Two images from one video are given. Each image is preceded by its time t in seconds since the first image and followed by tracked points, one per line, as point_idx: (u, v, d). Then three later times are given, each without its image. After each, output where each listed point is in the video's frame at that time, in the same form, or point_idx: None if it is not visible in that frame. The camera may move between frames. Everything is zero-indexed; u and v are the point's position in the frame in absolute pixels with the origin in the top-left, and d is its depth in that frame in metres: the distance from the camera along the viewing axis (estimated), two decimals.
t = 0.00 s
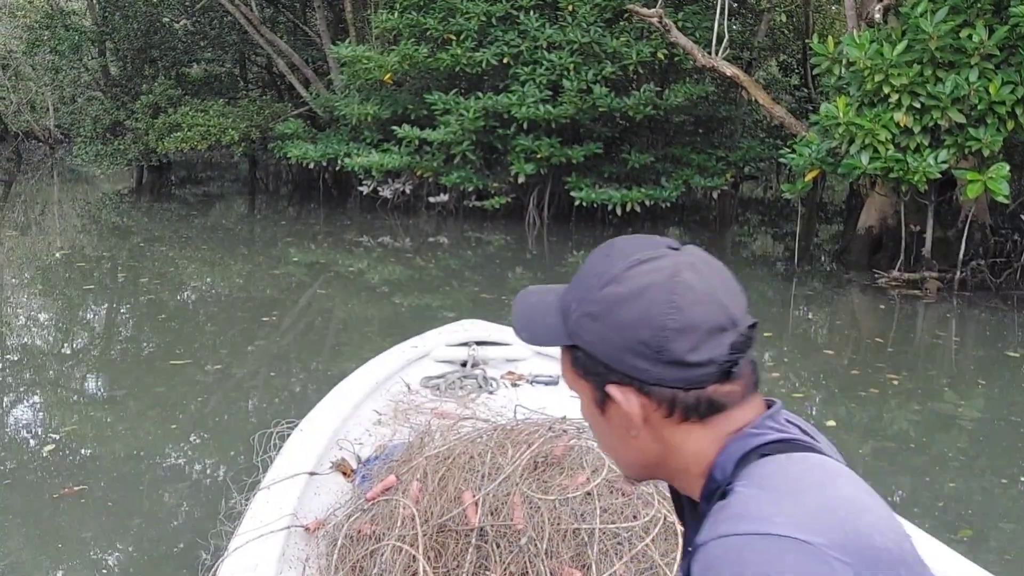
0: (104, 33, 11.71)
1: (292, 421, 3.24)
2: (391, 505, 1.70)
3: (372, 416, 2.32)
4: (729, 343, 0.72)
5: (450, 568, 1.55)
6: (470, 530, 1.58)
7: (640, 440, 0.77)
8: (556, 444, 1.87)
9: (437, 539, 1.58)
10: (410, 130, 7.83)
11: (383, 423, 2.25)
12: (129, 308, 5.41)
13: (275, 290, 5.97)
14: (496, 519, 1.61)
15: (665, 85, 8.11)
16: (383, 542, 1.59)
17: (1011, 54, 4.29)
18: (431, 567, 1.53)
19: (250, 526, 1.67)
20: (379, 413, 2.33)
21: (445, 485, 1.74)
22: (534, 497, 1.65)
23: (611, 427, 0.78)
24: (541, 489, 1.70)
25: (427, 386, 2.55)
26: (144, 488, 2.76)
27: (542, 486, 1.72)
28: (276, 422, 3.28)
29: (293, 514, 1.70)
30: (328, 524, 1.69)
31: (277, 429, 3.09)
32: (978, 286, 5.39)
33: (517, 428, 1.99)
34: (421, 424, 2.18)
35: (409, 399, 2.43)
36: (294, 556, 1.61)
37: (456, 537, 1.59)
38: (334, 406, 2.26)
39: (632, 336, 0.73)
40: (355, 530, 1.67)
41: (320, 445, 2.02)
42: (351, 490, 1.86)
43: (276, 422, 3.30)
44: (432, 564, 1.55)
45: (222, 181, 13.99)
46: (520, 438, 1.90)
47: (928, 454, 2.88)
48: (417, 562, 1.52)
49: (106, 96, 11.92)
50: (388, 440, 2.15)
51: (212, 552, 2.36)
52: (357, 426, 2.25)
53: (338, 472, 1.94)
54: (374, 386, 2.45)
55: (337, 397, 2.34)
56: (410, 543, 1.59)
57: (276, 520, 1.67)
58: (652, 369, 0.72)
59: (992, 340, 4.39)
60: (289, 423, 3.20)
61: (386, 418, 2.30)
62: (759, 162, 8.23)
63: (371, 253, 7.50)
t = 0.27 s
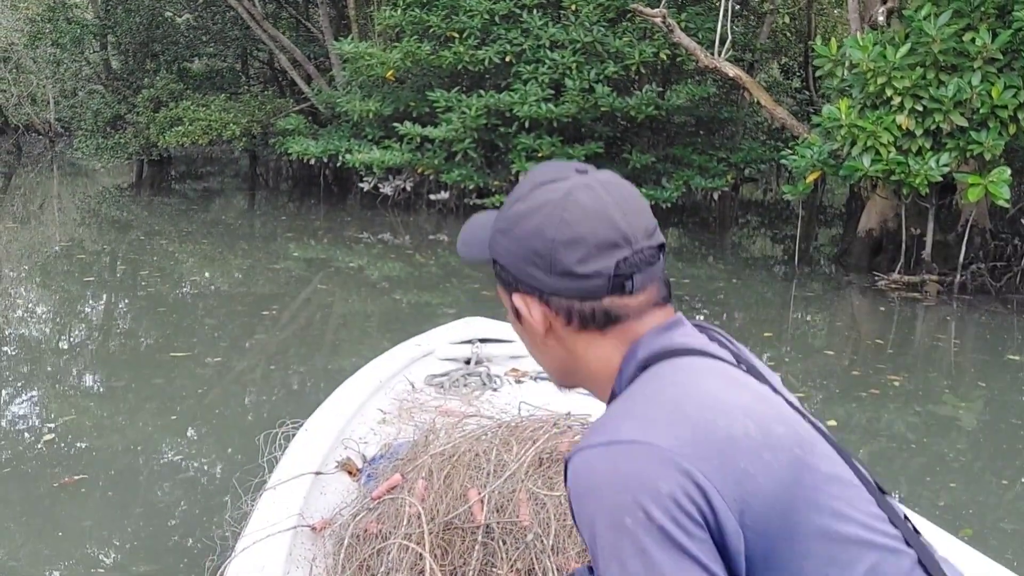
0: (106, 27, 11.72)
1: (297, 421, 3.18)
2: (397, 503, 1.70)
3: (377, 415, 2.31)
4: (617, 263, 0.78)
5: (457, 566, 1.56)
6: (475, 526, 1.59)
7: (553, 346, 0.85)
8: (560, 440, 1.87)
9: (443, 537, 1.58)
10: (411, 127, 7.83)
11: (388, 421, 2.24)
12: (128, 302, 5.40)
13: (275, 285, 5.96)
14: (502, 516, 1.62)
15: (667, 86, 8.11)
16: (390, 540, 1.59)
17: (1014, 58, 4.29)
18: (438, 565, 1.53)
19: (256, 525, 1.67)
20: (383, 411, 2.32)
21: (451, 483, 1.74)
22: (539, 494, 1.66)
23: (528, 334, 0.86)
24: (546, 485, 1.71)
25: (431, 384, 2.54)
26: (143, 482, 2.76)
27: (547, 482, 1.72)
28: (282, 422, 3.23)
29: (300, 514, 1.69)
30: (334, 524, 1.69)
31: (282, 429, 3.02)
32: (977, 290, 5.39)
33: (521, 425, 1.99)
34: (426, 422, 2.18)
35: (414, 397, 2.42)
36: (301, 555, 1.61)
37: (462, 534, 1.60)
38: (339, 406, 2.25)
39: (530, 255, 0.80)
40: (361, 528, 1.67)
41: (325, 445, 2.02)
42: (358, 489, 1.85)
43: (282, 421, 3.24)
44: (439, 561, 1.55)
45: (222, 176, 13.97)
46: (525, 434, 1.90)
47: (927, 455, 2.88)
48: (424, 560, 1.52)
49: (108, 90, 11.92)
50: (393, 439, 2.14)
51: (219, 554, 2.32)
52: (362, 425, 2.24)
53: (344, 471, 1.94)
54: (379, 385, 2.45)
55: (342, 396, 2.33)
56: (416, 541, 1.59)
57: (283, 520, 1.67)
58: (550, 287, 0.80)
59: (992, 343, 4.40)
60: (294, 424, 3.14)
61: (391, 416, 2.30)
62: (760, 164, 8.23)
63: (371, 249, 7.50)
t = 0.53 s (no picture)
0: (107, 22, 11.75)
1: (296, 421, 3.16)
2: (397, 503, 1.70)
3: (376, 414, 2.30)
4: (604, 57, 0.81)
5: (456, 565, 1.56)
6: (475, 526, 1.60)
7: (540, 150, 0.89)
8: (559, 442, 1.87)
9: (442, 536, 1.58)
10: (411, 126, 7.83)
11: (387, 421, 2.23)
12: (126, 298, 5.39)
13: (274, 283, 5.96)
14: (500, 515, 1.63)
15: (668, 86, 8.11)
16: (389, 540, 1.59)
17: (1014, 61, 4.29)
18: (437, 565, 1.53)
19: (256, 524, 1.66)
20: (383, 411, 2.31)
21: (450, 483, 1.75)
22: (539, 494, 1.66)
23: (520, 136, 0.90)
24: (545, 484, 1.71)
25: (431, 383, 2.53)
26: (141, 479, 2.75)
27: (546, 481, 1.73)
28: (282, 420, 3.21)
29: (299, 513, 1.69)
30: (333, 523, 1.68)
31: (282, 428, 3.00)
32: (976, 293, 5.39)
33: (520, 424, 1.99)
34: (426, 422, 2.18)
35: (413, 397, 2.41)
36: (300, 554, 1.60)
37: (459, 535, 1.61)
38: (338, 405, 2.24)
39: (524, 52, 0.84)
40: (360, 528, 1.67)
41: (324, 444, 2.01)
42: (357, 488, 1.85)
43: (282, 420, 3.22)
44: (438, 560, 1.55)
45: (221, 173, 13.95)
46: (524, 433, 1.90)
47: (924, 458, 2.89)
48: (423, 560, 1.53)
49: (107, 85, 11.94)
50: (392, 438, 2.13)
51: (217, 551, 2.31)
52: (361, 425, 2.23)
53: (343, 470, 1.93)
54: (378, 384, 2.44)
55: (340, 397, 2.32)
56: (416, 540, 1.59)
57: (282, 519, 1.66)
58: (538, 82, 0.84)
59: (990, 347, 4.40)
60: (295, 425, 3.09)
61: (390, 416, 2.28)
62: (760, 166, 8.23)
63: (370, 247, 7.49)
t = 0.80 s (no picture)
0: (109, 23, 11.77)
1: (292, 418, 3.18)
2: (390, 502, 1.70)
3: (372, 413, 2.30)
4: None
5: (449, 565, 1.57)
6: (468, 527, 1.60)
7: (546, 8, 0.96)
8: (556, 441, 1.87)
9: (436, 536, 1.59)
10: (412, 127, 7.83)
11: (382, 419, 2.23)
12: (127, 298, 5.41)
13: (274, 283, 5.97)
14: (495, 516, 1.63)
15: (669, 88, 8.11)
16: (382, 539, 1.60)
17: (1013, 65, 4.30)
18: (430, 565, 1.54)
19: (250, 521, 1.68)
20: (379, 410, 2.31)
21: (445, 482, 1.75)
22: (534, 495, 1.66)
23: None
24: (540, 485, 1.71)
25: (428, 382, 2.53)
26: (138, 479, 2.76)
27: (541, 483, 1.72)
28: (278, 419, 3.22)
29: (293, 510, 1.70)
30: (327, 520, 1.70)
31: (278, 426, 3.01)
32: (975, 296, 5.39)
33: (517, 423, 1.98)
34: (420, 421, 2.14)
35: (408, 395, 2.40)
36: (294, 551, 1.62)
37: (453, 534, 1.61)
38: (333, 404, 2.25)
39: None
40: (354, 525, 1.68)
41: (319, 442, 2.01)
42: (351, 485, 1.85)
43: (278, 419, 3.24)
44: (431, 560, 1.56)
45: (223, 174, 13.96)
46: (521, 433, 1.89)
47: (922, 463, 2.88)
48: (417, 559, 1.54)
49: (109, 86, 11.96)
50: (388, 437, 2.13)
51: (211, 548, 2.32)
52: (357, 423, 2.23)
53: (338, 468, 1.93)
54: (374, 383, 2.44)
55: (336, 394, 2.32)
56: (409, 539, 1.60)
57: (277, 517, 1.68)
58: None
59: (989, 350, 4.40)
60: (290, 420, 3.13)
61: (386, 414, 2.28)
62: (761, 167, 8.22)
63: (370, 248, 7.50)
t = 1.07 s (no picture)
0: (111, 27, 11.81)
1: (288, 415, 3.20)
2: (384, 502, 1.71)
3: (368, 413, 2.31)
4: None
5: (440, 566, 1.58)
6: (462, 528, 1.61)
7: None
8: (549, 445, 1.88)
9: (429, 536, 1.60)
10: (413, 130, 7.84)
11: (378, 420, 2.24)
12: (128, 301, 5.43)
13: (275, 286, 5.98)
14: (488, 518, 1.64)
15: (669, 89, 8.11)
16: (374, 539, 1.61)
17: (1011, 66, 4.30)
18: (422, 566, 1.54)
19: (242, 518, 1.67)
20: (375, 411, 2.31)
21: (438, 484, 1.76)
22: (527, 499, 1.68)
23: None
24: (533, 489, 1.73)
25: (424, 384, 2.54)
26: (137, 481, 2.78)
27: (534, 486, 1.74)
28: (274, 418, 3.24)
29: (286, 508, 1.70)
30: (320, 519, 1.69)
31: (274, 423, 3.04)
32: (973, 298, 5.39)
33: (511, 427, 1.99)
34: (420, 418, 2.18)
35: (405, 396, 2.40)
36: (286, 549, 1.62)
37: (447, 535, 1.61)
38: (330, 400, 2.24)
39: None
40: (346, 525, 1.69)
41: (313, 440, 2.01)
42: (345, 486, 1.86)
43: (274, 417, 3.26)
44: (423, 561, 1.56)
45: (226, 176, 13.99)
46: (515, 438, 1.91)
47: (918, 464, 2.89)
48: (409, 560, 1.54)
49: (111, 89, 11.99)
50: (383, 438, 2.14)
51: (204, 545, 2.34)
52: (352, 422, 2.23)
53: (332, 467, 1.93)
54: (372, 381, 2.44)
55: (331, 393, 2.31)
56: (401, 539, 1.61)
57: (269, 514, 1.67)
58: None
59: (987, 351, 4.40)
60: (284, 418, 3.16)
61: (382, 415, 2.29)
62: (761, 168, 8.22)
63: (371, 251, 7.52)
